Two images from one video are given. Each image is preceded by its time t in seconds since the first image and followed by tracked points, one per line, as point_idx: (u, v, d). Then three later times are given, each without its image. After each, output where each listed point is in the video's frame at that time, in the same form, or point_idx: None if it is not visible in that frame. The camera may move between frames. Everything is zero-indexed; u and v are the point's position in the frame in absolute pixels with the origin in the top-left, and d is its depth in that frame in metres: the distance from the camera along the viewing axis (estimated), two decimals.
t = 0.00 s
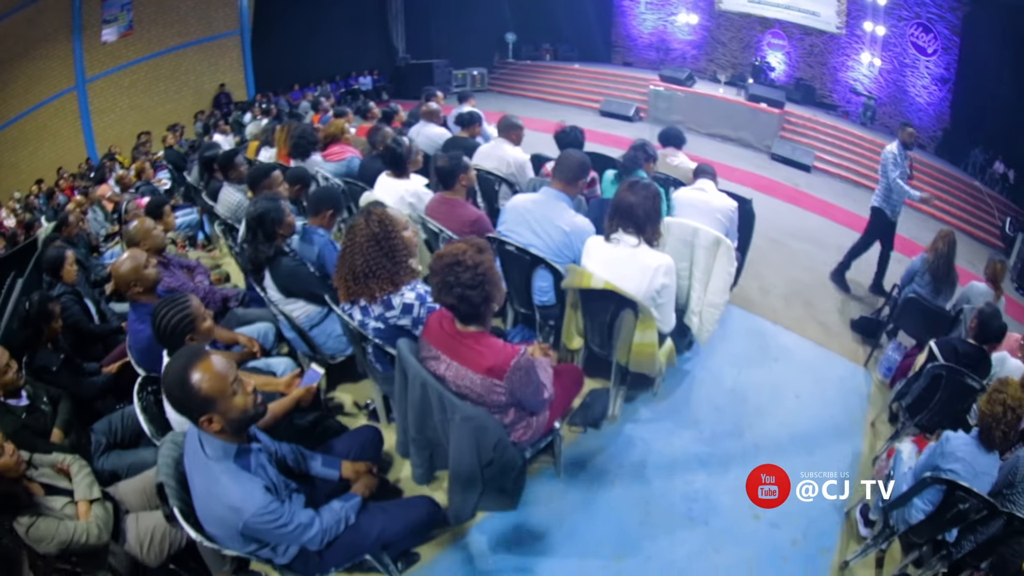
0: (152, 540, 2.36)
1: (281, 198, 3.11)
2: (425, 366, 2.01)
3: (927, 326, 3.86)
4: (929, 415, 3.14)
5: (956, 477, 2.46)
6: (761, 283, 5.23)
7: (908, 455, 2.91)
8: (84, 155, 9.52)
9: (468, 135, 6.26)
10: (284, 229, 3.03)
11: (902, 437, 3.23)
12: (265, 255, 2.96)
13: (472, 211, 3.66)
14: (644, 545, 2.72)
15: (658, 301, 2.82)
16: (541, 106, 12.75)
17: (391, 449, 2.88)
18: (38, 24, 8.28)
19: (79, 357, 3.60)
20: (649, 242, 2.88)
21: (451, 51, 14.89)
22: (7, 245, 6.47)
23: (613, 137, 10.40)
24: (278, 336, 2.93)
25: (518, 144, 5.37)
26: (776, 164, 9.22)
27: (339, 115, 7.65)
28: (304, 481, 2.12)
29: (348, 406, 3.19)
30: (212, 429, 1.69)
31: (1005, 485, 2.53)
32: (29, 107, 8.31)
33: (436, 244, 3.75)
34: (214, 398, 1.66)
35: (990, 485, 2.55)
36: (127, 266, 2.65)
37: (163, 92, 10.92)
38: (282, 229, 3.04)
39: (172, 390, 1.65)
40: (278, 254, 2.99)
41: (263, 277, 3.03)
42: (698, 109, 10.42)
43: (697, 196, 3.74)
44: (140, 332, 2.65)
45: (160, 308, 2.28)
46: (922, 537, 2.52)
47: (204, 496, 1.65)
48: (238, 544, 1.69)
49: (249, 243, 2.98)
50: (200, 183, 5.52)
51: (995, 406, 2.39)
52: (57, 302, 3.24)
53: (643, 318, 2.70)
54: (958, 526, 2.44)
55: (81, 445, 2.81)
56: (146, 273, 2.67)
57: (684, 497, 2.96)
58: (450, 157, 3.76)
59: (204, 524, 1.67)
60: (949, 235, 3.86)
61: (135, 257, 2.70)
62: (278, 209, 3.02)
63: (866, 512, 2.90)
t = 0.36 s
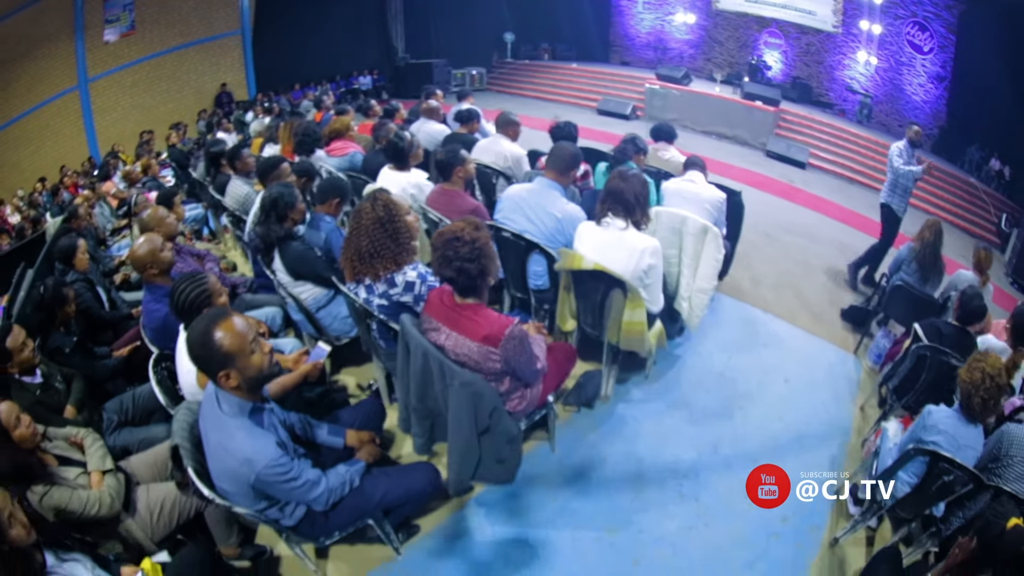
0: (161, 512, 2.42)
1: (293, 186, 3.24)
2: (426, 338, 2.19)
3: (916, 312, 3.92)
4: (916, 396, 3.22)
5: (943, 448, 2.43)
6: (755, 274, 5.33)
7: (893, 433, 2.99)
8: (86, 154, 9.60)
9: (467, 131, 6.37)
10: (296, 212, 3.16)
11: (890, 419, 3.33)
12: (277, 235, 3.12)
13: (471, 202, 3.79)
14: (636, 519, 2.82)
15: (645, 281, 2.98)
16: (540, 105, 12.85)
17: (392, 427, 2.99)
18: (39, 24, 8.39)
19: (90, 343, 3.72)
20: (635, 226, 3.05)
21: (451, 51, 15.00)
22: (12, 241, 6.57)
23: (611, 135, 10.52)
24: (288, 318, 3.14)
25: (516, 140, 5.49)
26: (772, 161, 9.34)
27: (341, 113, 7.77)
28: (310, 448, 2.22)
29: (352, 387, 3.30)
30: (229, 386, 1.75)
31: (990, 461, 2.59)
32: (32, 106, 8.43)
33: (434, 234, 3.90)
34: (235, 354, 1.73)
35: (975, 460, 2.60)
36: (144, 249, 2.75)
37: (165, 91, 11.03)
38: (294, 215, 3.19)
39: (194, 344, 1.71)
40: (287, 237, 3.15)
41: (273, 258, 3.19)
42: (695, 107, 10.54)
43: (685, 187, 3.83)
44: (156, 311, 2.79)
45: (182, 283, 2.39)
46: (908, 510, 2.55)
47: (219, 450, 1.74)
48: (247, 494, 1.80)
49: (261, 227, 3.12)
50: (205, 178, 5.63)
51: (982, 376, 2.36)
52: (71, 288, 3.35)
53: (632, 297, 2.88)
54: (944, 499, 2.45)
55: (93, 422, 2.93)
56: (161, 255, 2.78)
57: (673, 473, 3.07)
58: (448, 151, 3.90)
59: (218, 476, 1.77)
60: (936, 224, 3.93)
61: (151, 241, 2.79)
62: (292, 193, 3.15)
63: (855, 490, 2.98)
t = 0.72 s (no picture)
0: (173, 480, 2.49)
1: (308, 175, 3.32)
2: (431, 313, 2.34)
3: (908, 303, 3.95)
4: (904, 382, 3.27)
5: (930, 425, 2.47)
6: (752, 268, 5.42)
7: (881, 414, 3.06)
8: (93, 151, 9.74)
9: (470, 128, 6.48)
10: (308, 202, 3.25)
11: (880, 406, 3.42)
12: (290, 222, 3.21)
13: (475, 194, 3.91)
14: (630, 496, 2.92)
15: (638, 267, 3.07)
16: (543, 104, 12.96)
17: (396, 408, 3.09)
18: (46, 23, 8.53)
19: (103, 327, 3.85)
20: (628, 214, 3.17)
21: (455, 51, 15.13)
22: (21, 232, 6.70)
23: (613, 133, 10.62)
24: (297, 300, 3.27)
25: (518, 136, 5.60)
26: (771, 160, 9.43)
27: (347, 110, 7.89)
28: (320, 420, 2.32)
29: (358, 370, 3.40)
30: (248, 348, 1.86)
31: (977, 439, 2.66)
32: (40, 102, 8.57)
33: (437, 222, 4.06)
34: (255, 319, 1.83)
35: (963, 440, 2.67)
36: (162, 232, 2.86)
37: (172, 89, 11.18)
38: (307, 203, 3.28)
39: (218, 308, 1.82)
40: (300, 224, 3.24)
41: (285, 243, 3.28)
42: (696, 106, 10.64)
43: (682, 183, 3.91)
44: (173, 292, 2.92)
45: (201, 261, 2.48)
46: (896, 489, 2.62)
47: (236, 410, 1.85)
48: (260, 455, 1.91)
49: (276, 213, 3.21)
50: (214, 172, 5.76)
51: (960, 353, 2.44)
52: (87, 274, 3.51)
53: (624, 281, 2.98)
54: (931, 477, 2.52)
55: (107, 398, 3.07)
56: (180, 239, 2.88)
57: (667, 453, 3.16)
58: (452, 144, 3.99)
59: (233, 437, 1.87)
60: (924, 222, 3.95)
61: (169, 225, 2.90)
62: (306, 183, 3.22)
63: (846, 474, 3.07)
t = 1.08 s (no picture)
0: (188, 448, 2.60)
1: (323, 164, 3.44)
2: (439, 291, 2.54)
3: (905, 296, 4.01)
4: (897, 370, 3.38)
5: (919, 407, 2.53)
6: (751, 263, 5.51)
7: (871, 399, 3.08)
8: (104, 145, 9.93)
9: (478, 124, 6.60)
10: (324, 190, 3.37)
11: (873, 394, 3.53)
12: (306, 209, 3.37)
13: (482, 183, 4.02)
14: (626, 474, 3.03)
15: (634, 253, 3.20)
16: (550, 104, 13.09)
17: (403, 388, 3.22)
18: (58, 18, 8.67)
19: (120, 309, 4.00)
20: (626, 203, 3.30)
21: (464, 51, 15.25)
22: (36, 221, 6.87)
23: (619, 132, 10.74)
24: (310, 282, 3.42)
25: (524, 131, 5.72)
26: (775, 160, 9.52)
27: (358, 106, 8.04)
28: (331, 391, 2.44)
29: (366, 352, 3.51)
30: (269, 315, 1.98)
31: (966, 421, 2.74)
32: (51, 97, 8.74)
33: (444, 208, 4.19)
34: (277, 288, 1.96)
35: (953, 421, 2.74)
36: (184, 215, 3.02)
37: (184, 85, 11.35)
38: (322, 191, 3.39)
39: (244, 277, 1.94)
40: (315, 212, 3.39)
41: (300, 228, 3.45)
42: (702, 106, 10.72)
43: (670, 176, 4.03)
44: (191, 271, 3.07)
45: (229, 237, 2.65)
46: (886, 470, 2.68)
47: (255, 372, 1.97)
48: (276, 416, 2.03)
49: (292, 201, 3.35)
50: (228, 164, 5.91)
51: (946, 337, 2.45)
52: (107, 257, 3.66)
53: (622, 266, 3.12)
54: (921, 458, 2.57)
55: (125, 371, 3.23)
56: (201, 222, 3.06)
57: (663, 433, 3.27)
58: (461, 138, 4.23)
59: (251, 398, 2.00)
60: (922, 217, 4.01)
61: (189, 208, 3.04)
62: (321, 171, 3.33)
63: (839, 460, 3.16)
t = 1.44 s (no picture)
0: (202, 418, 2.70)
1: (337, 154, 3.62)
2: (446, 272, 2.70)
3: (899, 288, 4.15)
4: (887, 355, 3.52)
5: (907, 387, 2.61)
6: (752, 258, 5.60)
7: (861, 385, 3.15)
8: (115, 139, 10.12)
9: (486, 121, 6.72)
10: (337, 179, 3.56)
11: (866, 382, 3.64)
12: (320, 197, 3.53)
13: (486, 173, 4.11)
14: (624, 453, 3.14)
15: (632, 241, 3.32)
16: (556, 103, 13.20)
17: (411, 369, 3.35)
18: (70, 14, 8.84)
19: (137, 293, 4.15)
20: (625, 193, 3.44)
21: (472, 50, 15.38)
22: (51, 210, 7.03)
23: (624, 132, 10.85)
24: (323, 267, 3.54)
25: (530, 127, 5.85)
26: (779, 160, 9.60)
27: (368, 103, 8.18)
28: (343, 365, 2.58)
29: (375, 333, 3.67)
30: (289, 287, 2.16)
31: (954, 403, 2.84)
32: (62, 92, 8.93)
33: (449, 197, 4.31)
34: (298, 260, 2.13)
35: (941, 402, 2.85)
36: (205, 199, 3.23)
37: (195, 81, 11.53)
38: (337, 179, 3.58)
39: (268, 250, 2.11)
40: (330, 199, 3.55)
41: (315, 215, 3.61)
42: (707, 106, 10.82)
43: (672, 171, 4.14)
44: (212, 252, 3.26)
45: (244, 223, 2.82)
46: (876, 453, 2.77)
47: (273, 340, 2.13)
48: (293, 381, 2.18)
49: (307, 189, 3.53)
50: (241, 157, 6.06)
51: (932, 318, 2.58)
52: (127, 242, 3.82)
53: (620, 252, 3.26)
54: (910, 439, 2.66)
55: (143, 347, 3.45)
56: (220, 206, 3.26)
57: (660, 416, 3.38)
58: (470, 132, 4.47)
59: (269, 364, 2.15)
60: (915, 212, 4.09)
61: (211, 193, 3.26)
62: (335, 161, 3.51)
63: (832, 445, 3.25)
